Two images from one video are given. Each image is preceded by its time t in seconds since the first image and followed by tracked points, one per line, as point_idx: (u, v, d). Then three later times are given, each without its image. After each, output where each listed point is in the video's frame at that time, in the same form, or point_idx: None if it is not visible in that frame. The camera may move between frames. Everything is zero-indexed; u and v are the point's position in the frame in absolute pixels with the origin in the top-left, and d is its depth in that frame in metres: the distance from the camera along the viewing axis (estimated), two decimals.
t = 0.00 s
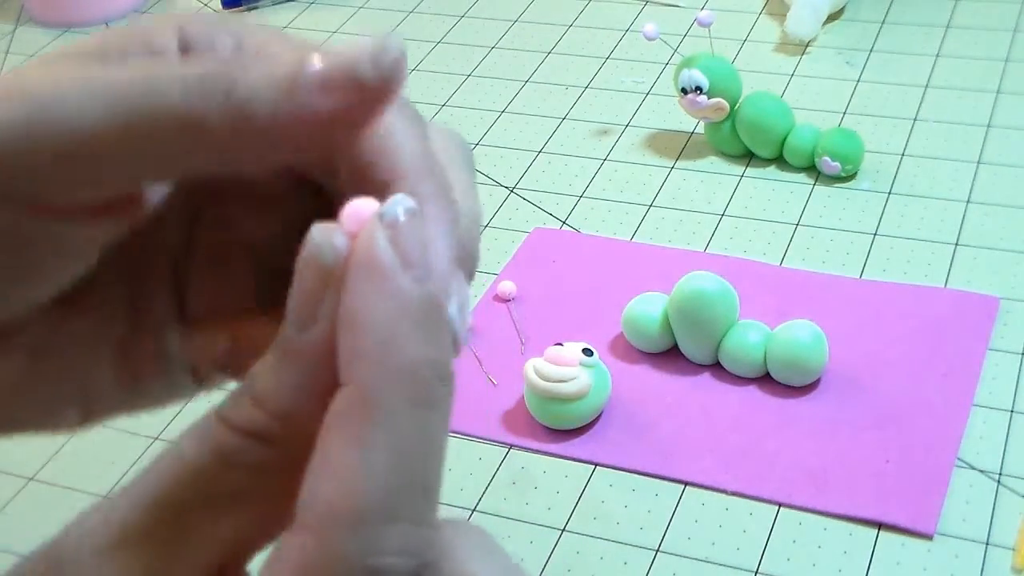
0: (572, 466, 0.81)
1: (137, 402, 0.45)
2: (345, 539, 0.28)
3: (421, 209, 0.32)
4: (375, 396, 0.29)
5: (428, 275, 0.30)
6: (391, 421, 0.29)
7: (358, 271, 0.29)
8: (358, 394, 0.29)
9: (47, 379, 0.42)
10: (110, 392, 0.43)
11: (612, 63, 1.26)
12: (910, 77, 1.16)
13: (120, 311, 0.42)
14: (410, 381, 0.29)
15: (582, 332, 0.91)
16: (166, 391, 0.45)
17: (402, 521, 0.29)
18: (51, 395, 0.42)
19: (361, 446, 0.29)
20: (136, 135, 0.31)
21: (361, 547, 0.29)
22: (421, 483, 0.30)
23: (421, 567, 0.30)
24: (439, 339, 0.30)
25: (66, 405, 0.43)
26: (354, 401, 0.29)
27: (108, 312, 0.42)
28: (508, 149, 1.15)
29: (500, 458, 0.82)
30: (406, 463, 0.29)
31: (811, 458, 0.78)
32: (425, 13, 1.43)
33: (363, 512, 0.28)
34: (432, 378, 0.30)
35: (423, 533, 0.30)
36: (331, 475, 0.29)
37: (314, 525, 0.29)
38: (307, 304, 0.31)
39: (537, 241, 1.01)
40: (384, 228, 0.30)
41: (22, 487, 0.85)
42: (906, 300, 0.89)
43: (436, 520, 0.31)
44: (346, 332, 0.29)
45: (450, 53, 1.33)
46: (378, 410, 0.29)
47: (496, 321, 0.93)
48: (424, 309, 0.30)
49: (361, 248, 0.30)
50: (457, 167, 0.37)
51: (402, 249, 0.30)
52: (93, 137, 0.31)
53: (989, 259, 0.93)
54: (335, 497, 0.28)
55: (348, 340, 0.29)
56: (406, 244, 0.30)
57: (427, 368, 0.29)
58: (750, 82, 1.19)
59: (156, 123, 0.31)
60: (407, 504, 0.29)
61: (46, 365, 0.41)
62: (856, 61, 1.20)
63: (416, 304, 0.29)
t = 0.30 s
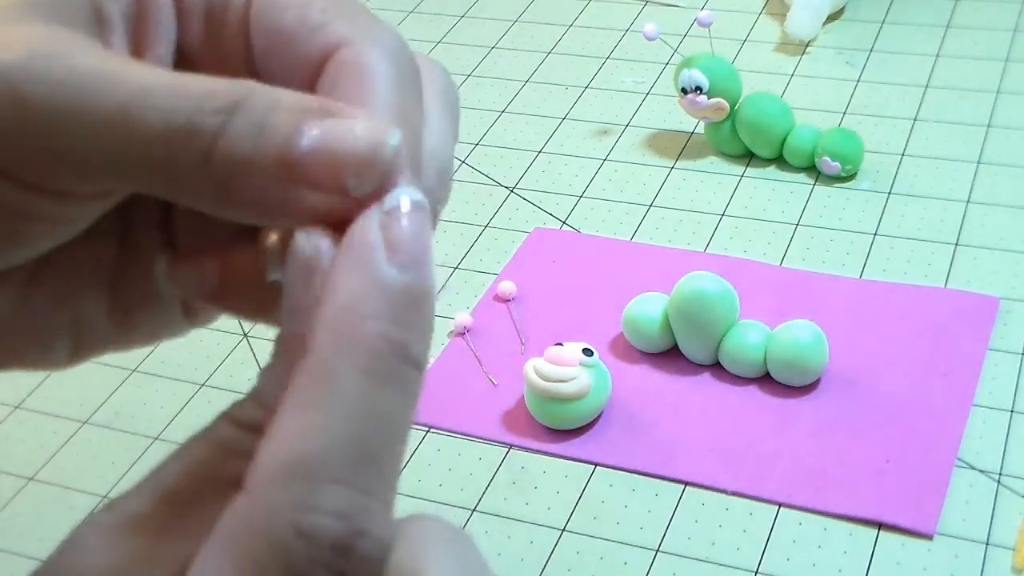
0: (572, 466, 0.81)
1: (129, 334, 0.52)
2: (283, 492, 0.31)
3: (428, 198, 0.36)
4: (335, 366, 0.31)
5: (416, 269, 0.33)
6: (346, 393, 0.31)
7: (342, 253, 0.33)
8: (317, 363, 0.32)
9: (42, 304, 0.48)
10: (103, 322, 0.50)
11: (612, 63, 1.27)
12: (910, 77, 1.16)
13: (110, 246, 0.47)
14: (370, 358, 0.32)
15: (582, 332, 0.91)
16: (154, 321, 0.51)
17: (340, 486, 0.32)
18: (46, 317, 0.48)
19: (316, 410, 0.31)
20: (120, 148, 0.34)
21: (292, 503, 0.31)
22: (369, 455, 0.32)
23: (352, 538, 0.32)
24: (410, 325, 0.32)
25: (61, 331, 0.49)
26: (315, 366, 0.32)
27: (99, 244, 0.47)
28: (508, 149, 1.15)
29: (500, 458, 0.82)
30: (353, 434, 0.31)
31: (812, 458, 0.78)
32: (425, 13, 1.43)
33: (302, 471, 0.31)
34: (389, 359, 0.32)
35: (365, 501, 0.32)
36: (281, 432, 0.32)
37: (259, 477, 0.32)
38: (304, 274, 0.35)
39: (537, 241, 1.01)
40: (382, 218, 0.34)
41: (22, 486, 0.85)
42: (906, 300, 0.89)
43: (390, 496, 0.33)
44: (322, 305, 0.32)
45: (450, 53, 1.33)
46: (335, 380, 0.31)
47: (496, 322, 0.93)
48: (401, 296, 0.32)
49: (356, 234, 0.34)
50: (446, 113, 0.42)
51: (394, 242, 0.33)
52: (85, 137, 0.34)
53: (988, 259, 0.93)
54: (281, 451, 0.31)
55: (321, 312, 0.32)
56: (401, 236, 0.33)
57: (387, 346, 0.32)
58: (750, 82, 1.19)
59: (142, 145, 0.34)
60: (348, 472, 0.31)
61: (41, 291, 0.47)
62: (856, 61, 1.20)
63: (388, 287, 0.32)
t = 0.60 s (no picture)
0: (572, 466, 0.80)
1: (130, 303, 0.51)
2: (321, 467, 0.31)
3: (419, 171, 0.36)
4: (353, 338, 0.31)
5: (417, 239, 0.33)
6: (368, 362, 0.31)
7: (347, 226, 0.33)
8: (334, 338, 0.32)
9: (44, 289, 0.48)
10: (99, 298, 0.50)
11: (612, 63, 1.26)
12: (910, 77, 1.16)
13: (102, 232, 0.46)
14: (386, 326, 0.32)
15: (582, 333, 0.91)
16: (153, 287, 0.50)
17: (374, 453, 0.31)
18: (48, 300, 0.48)
19: (339, 383, 0.31)
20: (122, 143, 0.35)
21: (336, 475, 0.31)
22: (397, 423, 0.32)
23: (393, 502, 0.32)
24: (421, 292, 0.33)
25: (64, 309, 0.49)
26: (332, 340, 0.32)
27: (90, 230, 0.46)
28: (508, 149, 1.15)
29: (500, 458, 0.82)
30: (380, 401, 0.31)
31: (812, 458, 0.78)
32: (425, 13, 1.43)
33: (334, 444, 0.31)
34: (405, 327, 0.32)
35: (397, 469, 0.32)
36: (310, 408, 0.31)
37: (296, 453, 0.31)
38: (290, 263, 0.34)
39: (538, 240, 1.01)
40: (378, 191, 0.34)
41: (22, 486, 0.85)
42: (906, 300, 0.89)
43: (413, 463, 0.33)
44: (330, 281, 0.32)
45: (450, 53, 1.33)
46: (354, 351, 0.31)
47: (496, 322, 0.93)
48: (411, 267, 0.33)
49: (355, 207, 0.33)
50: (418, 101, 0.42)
51: (396, 212, 0.33)
52: (82, 133, 0.35)
53: (988, 259, 0.93)
54: (312, 426, 0.31)
55: (330, 287, 0.32)
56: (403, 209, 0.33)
57: (402, 315, 0.32)
58: (750, 82, 1.19)
59: (142, 143, 0.35)
60: (377, 439, 0.31)
61: (38, 277, 0.47)
62: (856, 61, 1.20)
63: (397, 256, 0.32)
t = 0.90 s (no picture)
0: (573, 466, 0.81)
1: (88, 310, 0.51)
2: (397, 516, 0.30)
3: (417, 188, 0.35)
4: (408, 376, 0.30)
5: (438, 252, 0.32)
6: (430, 399, 0.30)
7: (375, 254, 0.31)
8: (385, 372, 0.31)
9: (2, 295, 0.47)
10: (57, 308, 0.49)
11: (612, 63, 1.27)
12: (910, 77, 1.16)
13: (60, 226, 0.46)
14: (435, 358, 0.31)
15: (582, 333, 0.91)
16: (115, 296, 0.50)
17: (446, 494, 0.31)
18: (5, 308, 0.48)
19: (402, 427, 0.30)
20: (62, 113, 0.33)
21: (414, 520, 0.30)
22: (460, 454, 0.31)
23: (464, 536, 0.31)
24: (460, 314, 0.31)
25: (20, 315, 0.48)
26: (383, 378, 0.31)
27: (49, 225, 0.46)
28: (508, 149, 1.15)
29: (500, 458, 0.82)
30: (443, 437, 0.30)
31: (812, 458, 0.78)
32: (425, 13, 1.43)
33: (404, 491, 0.30)
34: (453, 352, 0.31)
35: (465, 502, 0.31)
36: (371, 453, 0.30)
37: (369, 503, 0.30)
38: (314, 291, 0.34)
39: (538, 241, 1.01)
40: (393, 210, 0.32)
41: (22, 486, 0.85)
42: (906, 300, 0.89)
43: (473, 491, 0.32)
44: (371, 313, 0.31)
45: (450, 53, 1.33)
46: (409, 387, 0.30)
47: (495, 321, 0.93)
48: (443, 287, 0.31)
49: (374, 229, 0.32)
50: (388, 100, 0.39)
51: (417, 229, 0.32)
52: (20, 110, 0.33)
53: (988, 259, 0.93)
54: (378, 476, 0.30)
55: (371, 322, 0.31)
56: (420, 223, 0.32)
57: (452, 345, 0.31)
58: (750, 82, 1.19)
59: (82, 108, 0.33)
60: (443, 478, 0.30)
61: None
62: (856, 61, 1.20)
63: (431, 278, 0.31)
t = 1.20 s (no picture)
0: (573, 466, 0.81)
1: (91, 324, 0.53)
2: (379, 529, 0.30)
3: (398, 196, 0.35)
4: (385, 389, 0.31)
5: (417, 264, 0.32)
6: (406, 412, 0.31)
7: (352, 263, 0.31)
8: (360, 385, 0.31)
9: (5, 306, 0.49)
10: (64, 318, 0.51)
11: (611, 63, 1.27)
12: (910, 77, 1.16)
13: (63, 240, 0.49)
14: (410, 370, 0.31)
15: (582, 333, 0.91)
16: (117, 310, 0.52)
17: (424, 510, 0.31)
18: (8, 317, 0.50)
19: (380, 440, 0.30)
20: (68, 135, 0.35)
21: (393, 537, 0.30)
22: (435, 468, 0.31)
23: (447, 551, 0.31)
24: (434, 326, 0.32)
25: (22, 323, 0.51)
26: (357, 390, 0.31)
27: (52, 237, 0.48)
28: (508, 149, 1.15)
29: (500, 458, 0.82)
30: (418, 452, 0.31)
31: (813, 458, 0.78)
32: (425, 13, 1.43)
33: (381, 508, 0.30)
34: (427, 366, 0.31)
35: (447, 517, 0.31)
36: (349, 468, 0.30)
37: (351, 518, 0.30)
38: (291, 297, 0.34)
39: (538, 241, 1.01)
40: (375, 216, 0.33)
41: (22, 486, 0.85)
42: (906, 300, 0.89)
43: (453, 505, 0.32)
44: (349, 326, 0.31)
45: (450, 53, 1.33)
46: (383, 401, 0.30)
47: (495, 321, 0.93)
48: (421, 298, 0.31)
49: (354, 235, 0.32)
50: (385, 113, 0.42)
51: (397, 241, 0.32)
52: (22, 124, 0.35)
53: (989, 259, 0.93)
54: (357, 492, 0.30)
55: (347, 332, 0.31)
56: (400, 232, 0.32)
57: (427, 356, 0.31)
58: (750, 82, 1.19)
59: (80, 130, 0.35)
60: (420, 492, 0.31)
61: None
62: (856, 61, 1.20)
63: (410, 289, 0.31)
